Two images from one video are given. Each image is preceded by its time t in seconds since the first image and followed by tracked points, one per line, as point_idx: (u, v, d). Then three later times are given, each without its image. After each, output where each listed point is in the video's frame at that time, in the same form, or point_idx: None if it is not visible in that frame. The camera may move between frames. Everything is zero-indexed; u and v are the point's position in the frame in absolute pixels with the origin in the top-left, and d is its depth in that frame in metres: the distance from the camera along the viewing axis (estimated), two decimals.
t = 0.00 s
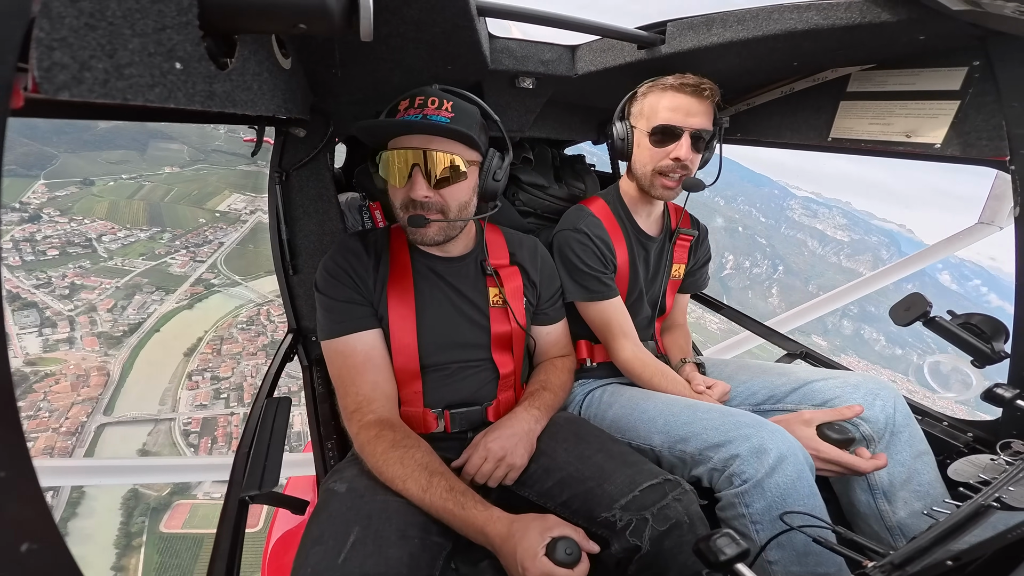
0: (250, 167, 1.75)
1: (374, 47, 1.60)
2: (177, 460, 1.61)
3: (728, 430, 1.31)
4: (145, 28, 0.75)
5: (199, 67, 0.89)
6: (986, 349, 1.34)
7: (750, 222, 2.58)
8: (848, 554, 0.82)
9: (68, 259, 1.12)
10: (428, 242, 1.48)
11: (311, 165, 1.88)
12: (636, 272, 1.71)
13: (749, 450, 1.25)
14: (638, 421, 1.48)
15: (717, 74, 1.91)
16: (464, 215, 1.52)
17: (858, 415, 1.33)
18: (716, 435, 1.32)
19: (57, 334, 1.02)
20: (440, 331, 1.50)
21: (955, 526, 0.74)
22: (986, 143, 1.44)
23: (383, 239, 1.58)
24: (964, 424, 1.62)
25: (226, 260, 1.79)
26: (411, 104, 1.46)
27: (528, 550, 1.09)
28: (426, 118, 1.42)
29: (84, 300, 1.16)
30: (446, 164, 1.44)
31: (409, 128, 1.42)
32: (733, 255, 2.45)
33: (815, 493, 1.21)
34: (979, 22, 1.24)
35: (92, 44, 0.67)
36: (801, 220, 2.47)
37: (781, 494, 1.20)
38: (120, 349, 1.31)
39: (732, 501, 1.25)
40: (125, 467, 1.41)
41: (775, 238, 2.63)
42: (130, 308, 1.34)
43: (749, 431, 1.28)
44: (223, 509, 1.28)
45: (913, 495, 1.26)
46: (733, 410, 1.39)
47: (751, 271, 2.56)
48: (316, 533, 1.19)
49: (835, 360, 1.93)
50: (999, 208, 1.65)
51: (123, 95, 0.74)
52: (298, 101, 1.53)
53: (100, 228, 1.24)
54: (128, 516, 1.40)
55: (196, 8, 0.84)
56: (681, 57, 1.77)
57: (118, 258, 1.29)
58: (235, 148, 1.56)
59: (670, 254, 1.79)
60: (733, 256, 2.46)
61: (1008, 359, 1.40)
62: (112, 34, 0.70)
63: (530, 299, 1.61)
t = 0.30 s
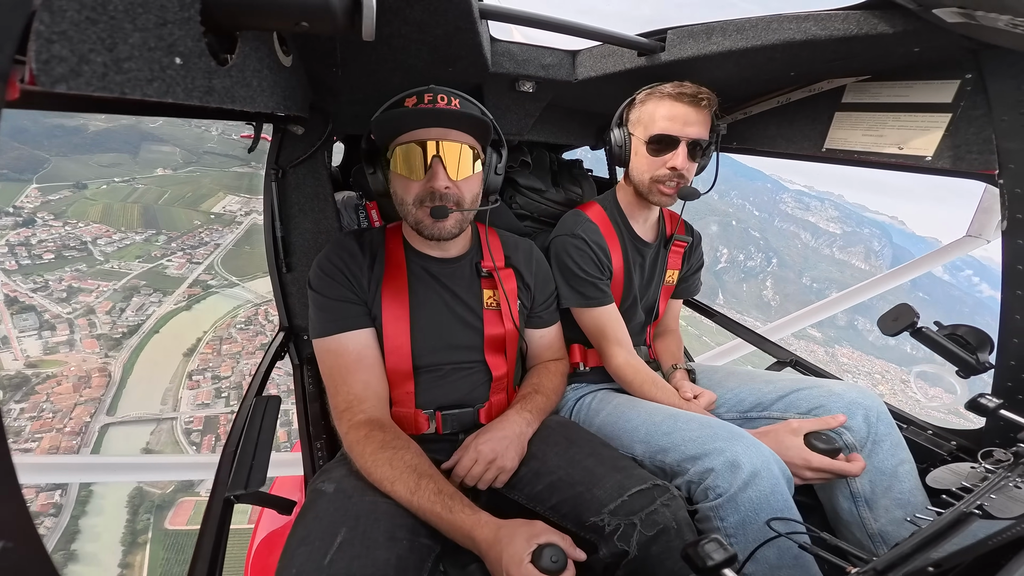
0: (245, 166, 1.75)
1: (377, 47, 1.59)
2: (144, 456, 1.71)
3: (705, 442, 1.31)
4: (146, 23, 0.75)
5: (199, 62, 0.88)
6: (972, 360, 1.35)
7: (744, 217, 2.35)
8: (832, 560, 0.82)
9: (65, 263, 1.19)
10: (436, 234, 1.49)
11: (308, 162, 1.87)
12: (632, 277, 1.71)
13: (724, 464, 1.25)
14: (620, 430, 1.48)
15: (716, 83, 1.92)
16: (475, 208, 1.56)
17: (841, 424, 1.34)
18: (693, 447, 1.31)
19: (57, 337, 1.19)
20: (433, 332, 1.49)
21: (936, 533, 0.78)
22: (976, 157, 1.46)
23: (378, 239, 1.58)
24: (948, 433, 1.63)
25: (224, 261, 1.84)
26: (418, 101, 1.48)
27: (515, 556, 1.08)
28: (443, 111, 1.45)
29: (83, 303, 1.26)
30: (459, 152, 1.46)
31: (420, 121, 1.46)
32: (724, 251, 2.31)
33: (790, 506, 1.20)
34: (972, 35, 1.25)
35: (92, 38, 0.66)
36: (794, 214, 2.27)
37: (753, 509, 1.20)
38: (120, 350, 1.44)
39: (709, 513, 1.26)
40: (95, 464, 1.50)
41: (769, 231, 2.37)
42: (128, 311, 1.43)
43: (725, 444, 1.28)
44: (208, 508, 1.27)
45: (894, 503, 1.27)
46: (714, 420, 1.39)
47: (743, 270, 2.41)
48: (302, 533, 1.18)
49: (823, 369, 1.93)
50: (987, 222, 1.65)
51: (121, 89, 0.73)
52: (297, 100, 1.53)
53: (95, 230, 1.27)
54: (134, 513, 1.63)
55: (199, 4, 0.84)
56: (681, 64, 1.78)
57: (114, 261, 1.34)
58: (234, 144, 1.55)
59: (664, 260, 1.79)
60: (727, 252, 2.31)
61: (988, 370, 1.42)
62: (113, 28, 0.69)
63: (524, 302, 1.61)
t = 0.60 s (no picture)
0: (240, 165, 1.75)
1: (375, 46, 1.59)
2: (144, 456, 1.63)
3: (703, 441, 1.31)
4: (142, 20, 0.75)
5: (195, 59, 0.88)
6: (963, 360, 1.36)
7: (738, 210, 2.40)
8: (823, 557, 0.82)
9: (62, 269, 1.18)
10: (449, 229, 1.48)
11: (304, 160, 1.87)
12: (629, 277, 1.71)
13: (721, 462, 1.25)
14: (620, 428, 1.48)
15: (713, 84, 1.93)
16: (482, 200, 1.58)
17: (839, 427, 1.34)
18: (691, 446, 1.32)
19: (58, 342, 1.20)
20: (429, 332, 1.49)
21: (928, 533, 0.78)
22: (969, 160, 1.47)
23: (374, 238, 1.58)
24: (939, 433, 1.64)
25: (222, 263, 1.80)
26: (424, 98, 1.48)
27: (510, 556, 1.08)
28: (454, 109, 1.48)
29: (85, 308, 1.27)
30: (464, 150, 1.48)
31: (428, 117, 1.46)
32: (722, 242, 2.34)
33: (787, 505, 1.21)
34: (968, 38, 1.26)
35: (86, 34, 0.66)
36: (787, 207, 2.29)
37: (749, 507, 1.20)
38: (121, 353, 1.41)
39: (706, 511, 1.27)
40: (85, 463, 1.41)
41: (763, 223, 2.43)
42: (127, 313, 1.41)
43: (722, 443, 1.28)
44: (200, 508, 1.26)
45: (885, 503, 1.28)
46: (713, 419, 1.39)
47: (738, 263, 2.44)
48: (296, 533, 1.18)
49: (818, 370, 1.94)
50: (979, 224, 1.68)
51: (115, 86, 0.72)
52: (294, 97, 1.52)
53: (90, 235, 1.25)
54: (142, 511, 1.61)
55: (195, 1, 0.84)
56: (679, 65, 1.78)
57: (111, 266, 1.33)
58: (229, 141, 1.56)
59: (661, 260, 1.79)
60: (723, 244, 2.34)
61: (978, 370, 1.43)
62: (108, 25, 0.69)
63: (521, 301, 1.61)
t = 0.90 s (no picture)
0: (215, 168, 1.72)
1: (360, 46, 1.57)
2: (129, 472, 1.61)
3: (715, 427, 1.33)
4: (115, 20, 0.73)
5: (172, 60, 0.86)
6: (942, 351, 1.40)
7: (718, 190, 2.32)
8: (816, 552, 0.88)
9: (79, 315, 1.25)
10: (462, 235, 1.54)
11: (289, 163, 1.84)
12: (621, 276, 1.73)
13: (735, 445, 1.27)
14: (626, 420, 1.49)
15: (697, 83, 1.95)
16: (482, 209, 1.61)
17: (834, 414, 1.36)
18: (703, 431, 1.33)
19: (101, 377, 1.32)
20: (422, 334, 1.48)
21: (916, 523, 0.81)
22: (944, 155, 1.51)
23: (363, 240, 1.57)
24: (921, 422, 1.69)
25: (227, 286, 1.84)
26: (427, 104, 1.46)
27: (527, 545, 1.09)
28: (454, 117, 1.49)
29: (113, 346, 1.36)
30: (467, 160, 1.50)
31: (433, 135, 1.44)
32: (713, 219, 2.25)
33: (796, 487, 1.24)
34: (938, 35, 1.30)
35: (56, 35, 0.65)
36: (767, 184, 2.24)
37: (762, 488, 1.22)
38: (160, 380, 1.56)
39: (716, 495, 1.28)
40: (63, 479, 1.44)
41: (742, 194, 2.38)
42: (154, 344, 1.51)
43: (735, 428, 1.30)
44: (189, 517, 1.24)
45: (873, 492, 1.32)
46: (721, 409, 1.41)
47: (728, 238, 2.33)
48: (293, 539, 1.17)
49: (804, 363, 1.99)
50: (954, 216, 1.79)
51: (89, 88, 0.71)
52: (276, 98, 1.50)
53: (95, 280, 1.30)
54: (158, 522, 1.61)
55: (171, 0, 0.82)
56: (665, 64, 1.80)
57: (123, 305, 1.39)
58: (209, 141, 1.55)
59: (653, 257, 1.81)
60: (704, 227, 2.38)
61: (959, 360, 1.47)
62: (79, 26, 0.68)
63: (513, 301, 1.61)
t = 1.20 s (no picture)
0: (207, 170, 1.71)
1: (358, 47, 1.57)
2: (134, 467, 1.68)
3: (710, 429, 1.33)
4: (110, 20, 0.73)
5: (168, 60, 0.86)
6: (936, 352, 1.41)
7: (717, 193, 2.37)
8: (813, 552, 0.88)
9: (103, 331, 1.56)
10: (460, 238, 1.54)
11: (285, 164, 1.83)
12: (620, 276, 1.73)
13: (731, 447, 1.27)
14: (624, 421, 1.49)
15: (694, 84, 1.96)
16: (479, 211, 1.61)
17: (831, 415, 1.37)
18: (699, 433, 1.34)
19: (132, 391, 1.63)
20: (420, 335, 1.48)
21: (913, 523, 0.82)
22: (937, 157, 1.52)
23: (361, 242, 1.56)
24: (916, 423, 1.71)
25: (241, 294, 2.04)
26: (421, 106, 1.46)
27: (525, 547, 1.09)
28: (449, 118, 1.49)
29: (139, 359, 1.69)
30: (463, 163, 1.50)
31: (429, 137, 1.43)
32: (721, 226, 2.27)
33: (791, 489, 1.25)
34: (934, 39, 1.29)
35: (52, 35, 0.65)
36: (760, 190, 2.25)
37: (759, 490, 1.23)
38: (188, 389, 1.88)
39: (714, 497, 1.28)
40: (58, 476, 1.51)
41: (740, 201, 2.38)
42: (177, 354, 1.86)
43: (731, 429, 1.30)
44: (184, 519, 1.23)
45: (868, 493, 1.32)
46: (717, 410, 1.41)
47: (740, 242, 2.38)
48: (291, 540, 1.17)
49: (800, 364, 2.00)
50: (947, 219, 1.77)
51: (83, 88, 0.71)
52: (273, 98, 1.49)
53: (111, 297, 1.59)
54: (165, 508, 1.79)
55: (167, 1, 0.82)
56: (663, 66, 1.81)
57: (142, 319, 1.71)
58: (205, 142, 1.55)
59: (650, 258, 1.81)
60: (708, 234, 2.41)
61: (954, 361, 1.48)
62: (74, 26, 0.67)
63: (511, 301, 1.61)
